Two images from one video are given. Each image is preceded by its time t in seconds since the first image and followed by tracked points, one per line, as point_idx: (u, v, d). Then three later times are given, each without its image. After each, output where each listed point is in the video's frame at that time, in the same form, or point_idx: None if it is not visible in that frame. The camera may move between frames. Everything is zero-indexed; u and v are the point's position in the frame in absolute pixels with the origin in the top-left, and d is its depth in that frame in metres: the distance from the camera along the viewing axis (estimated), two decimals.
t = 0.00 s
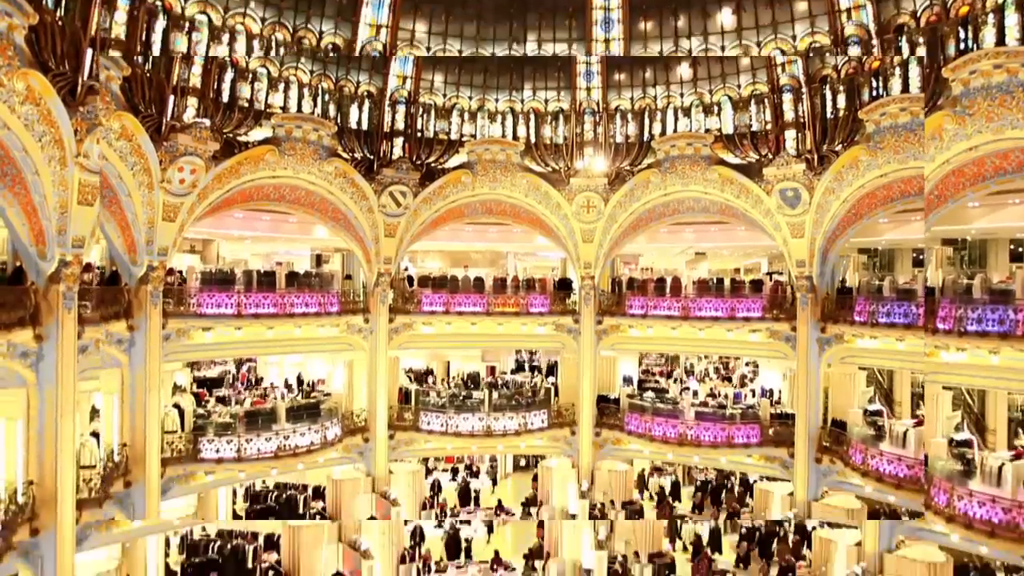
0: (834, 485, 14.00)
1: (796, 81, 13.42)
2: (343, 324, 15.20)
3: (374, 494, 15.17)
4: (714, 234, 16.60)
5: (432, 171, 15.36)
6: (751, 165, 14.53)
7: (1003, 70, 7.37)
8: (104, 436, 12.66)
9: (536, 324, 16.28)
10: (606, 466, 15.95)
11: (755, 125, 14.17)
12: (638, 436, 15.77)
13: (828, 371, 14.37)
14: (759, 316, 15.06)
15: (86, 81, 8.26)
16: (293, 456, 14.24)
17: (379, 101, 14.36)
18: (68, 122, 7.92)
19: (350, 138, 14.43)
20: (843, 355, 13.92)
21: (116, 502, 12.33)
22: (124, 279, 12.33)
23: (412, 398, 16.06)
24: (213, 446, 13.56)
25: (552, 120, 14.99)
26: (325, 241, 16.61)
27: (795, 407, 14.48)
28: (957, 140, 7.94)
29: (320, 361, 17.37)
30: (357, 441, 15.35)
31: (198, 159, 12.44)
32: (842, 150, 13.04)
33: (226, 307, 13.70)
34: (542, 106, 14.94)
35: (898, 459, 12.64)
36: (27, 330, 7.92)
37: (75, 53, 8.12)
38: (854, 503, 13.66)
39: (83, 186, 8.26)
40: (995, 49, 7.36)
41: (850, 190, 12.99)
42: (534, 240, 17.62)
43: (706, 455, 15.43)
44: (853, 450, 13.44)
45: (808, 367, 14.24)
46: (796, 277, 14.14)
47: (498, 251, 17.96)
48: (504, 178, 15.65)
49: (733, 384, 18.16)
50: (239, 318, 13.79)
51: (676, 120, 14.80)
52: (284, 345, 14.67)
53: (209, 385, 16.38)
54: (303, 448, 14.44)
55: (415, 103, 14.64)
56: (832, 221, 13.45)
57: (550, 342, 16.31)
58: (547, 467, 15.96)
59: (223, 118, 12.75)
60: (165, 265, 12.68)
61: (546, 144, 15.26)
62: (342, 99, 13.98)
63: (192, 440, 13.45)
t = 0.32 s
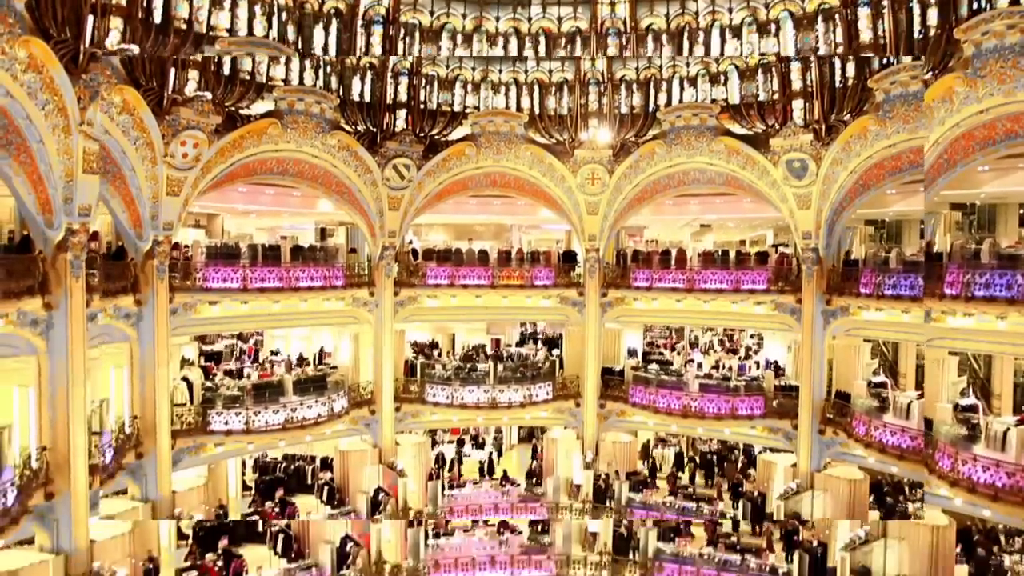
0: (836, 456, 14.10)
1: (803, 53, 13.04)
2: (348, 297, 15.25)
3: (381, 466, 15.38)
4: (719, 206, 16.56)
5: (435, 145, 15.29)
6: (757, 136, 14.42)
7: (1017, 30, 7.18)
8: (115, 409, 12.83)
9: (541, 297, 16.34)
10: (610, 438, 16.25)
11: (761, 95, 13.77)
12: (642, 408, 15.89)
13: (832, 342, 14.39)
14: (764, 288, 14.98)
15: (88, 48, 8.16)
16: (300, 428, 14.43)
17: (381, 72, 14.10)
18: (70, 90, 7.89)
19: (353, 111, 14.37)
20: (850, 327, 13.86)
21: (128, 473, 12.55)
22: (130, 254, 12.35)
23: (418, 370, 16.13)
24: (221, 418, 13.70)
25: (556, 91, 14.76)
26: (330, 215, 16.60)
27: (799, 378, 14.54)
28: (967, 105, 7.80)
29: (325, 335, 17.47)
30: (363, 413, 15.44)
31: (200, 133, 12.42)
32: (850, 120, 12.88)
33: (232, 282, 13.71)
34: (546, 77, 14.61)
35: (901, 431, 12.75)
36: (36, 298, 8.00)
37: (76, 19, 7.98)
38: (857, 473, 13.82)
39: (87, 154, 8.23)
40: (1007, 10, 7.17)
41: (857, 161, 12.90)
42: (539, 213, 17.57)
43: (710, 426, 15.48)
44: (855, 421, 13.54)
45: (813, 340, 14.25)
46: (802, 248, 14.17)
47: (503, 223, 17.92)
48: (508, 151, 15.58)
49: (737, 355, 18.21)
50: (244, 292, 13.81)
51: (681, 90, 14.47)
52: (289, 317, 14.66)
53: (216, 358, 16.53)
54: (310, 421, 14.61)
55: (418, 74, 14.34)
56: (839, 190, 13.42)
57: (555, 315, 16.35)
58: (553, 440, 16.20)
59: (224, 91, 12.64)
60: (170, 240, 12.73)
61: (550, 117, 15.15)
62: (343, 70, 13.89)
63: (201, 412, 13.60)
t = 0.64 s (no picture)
0: (841, 426, 14.17)
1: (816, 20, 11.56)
2: (355, 268, 15.28)
3: (389, 434, 15.52)
4: (728, 176, 16.42)
5: (440, 114, 15.14)
6: (767, 105, 14.24)
7: None
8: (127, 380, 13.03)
9: (548, 267, 16.32)
10: (616, 407, 16.42)
11: (773, 64, 13.42)
12: (648, 377, 15.93)
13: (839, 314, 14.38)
14: (772, 259, 14.90)
15: (91, 10, 8.04)
16: (308, 397, 14.58)
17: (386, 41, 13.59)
18: (74, 53, 7.79)
19: (358, 80, 14.12)
20: (857, 298, 13.84)
21: (141, 441, 12.81)
22: (136, 225, 12.41)
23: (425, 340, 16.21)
24: (231, 386, 13.86)
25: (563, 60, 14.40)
26: (336, 185, 16.53)
27: (805, 348, 14.57)
28: (985, 66, 7.52)
29: (332, 305, 17.55)
30: (371, 382, 15.59)
31: (205, 103, 12.37)
32: (862, 88, 12.48)
33: (238, 252, 13.73)
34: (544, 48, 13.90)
35: (906, 402, 12.77)
36: (46, 264, 8.02)
37: None
38: (861, 443, 14.09)
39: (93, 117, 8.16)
40: None
41: (869, 130, 12.66)
42: (545, 182, 17.46)
43: (715, 396, 15.53)
44: (860, 391, 13.59)
45: (820, 310, 14.25)
46: (811, 218, 14.03)
47: (509, 193, 17.80)
48: (515, 120, 15.45)
49: (743, 326, 18.22)
50: (251, 263, 13.82)
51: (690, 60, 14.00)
52: (294, 288, 14.72)
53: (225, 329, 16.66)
54: (318, 390, 14.75)
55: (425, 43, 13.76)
56: (849, 160, 13.23)
57: (561, 285, 16.35)
58: (558, 409, 16.39)
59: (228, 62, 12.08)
60: (176, 211, 12.67)
61: (557, 85, 14.95)
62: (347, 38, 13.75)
63: (211, 382, 13.75)
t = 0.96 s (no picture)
0: (844, 392, 14.26)
1: None
2: (360, 235, 15.28)
3: (396, 400, 15.73)
4: (736, 141, 16.23)
5: (445, 78, 14.92)
6: (778, 68, 13.97)
7: None
8: (137, 344, 13.15)
9: (554, 233, 16.29)
10: (621, 373, 16.46)
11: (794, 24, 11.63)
12: (653, 343, 16.00)
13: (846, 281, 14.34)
14: (779, 225, 14.79)
15: None
16: (316, 363, 14.69)
17: None
18: (74, 9, 7.63)
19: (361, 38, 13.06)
20: (865, 264, 13.75)
21: (152, 406, 12.97)
22: (142, 191, 12.31)
23: (430, 306, 16.23)
24: (239, 350, 13.97)
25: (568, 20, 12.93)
26: (341, 150, 16.42)
27: (812, 314, 14.55)
28: (1002, 20, 8.04)
29: (339, 272, 17.60)
30: (378, 348, 15.70)
31: (206, 67, 12.14)
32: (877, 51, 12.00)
33: (244, 219, 13.70)
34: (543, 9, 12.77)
35: (910, 368, 12.84)
36: (53, 222, 7.98)
37: None
38: (863, 408, 14.17)
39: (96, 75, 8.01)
40: None
41: (882, 94, 12.29)
42: (551, 147, 17.32)
43: (720, 361, 15.59)
44: (865, 357, 13.66)
45: (827, 277, 14.20)
46: (820, 184, 13.91)
47: (515, 158, 17.66)
48: (521, 83, 15.23)
49: (749, 292, 18.20)
50: (256, 229, 13.79)
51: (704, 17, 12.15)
52: (299, 254, 14.75)
53: (232, 295, 16.75)
54: (325, 356, 14.86)
55: None
56: (861, 123, 13.00)
57: (568, 251, 16.34)
58: (564, 373, 16.58)
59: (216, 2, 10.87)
60: (181, 177, 12.67)
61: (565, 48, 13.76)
62: None
63: (219, 347, 13.87)
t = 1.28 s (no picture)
0: (847, 360, 14.28)
1: None
2: (364, 201, 15.26)
3: (401, 365, 15.87)
4: (743, 106, 16.04)
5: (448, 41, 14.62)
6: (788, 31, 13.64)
7: None
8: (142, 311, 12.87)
9: (558, 200, 16.23)
10: (624, 339, 16.65)
11: None
12: (657, 311, 16.02)
13: (851, 249, 14.31)
14: (785, 192, 14.67)
15: None
16: (321, 329, 14.81)
17: None
18: None
19: None
20: (870, 232, 13.75)
21: (158, 371, 12.94)
22: (143, 157, 12.24)
23: (435, 273, 16.25)
24: (244, 317, 14.08)
25: None
26: (343, 116, 16.27)
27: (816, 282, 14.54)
28: None
29: (343, 239, 17.63)
30: (382, 315, 15.79)
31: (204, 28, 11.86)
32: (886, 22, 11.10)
33: (247, 185, 13.64)
34: None
35: (913, 335, 12.80)
36: (57, 180, 7.88)
37: None
38: (865, 375, 14.23)
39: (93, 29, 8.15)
40: None
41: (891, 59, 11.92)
42: (555, 113, 17.16)
43: (724, 328, 15.62)
44: (869, 326, 13.61)
45: (833, 246, 14.18)
46: (826, 151, 13.85)
47: (518, 124, 17.51)
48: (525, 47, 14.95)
49: (754, 260, 18.18)
50: (260, 195, 13.73)
51: None
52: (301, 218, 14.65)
53: (237, 262, 16.80)
54: (330, 322, 14.97)
55: None
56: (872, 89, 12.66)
57: (572, 219, 16.30)
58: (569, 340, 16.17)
59: None
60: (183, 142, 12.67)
61: None
62: None
63: (224, 314, 13.99)
